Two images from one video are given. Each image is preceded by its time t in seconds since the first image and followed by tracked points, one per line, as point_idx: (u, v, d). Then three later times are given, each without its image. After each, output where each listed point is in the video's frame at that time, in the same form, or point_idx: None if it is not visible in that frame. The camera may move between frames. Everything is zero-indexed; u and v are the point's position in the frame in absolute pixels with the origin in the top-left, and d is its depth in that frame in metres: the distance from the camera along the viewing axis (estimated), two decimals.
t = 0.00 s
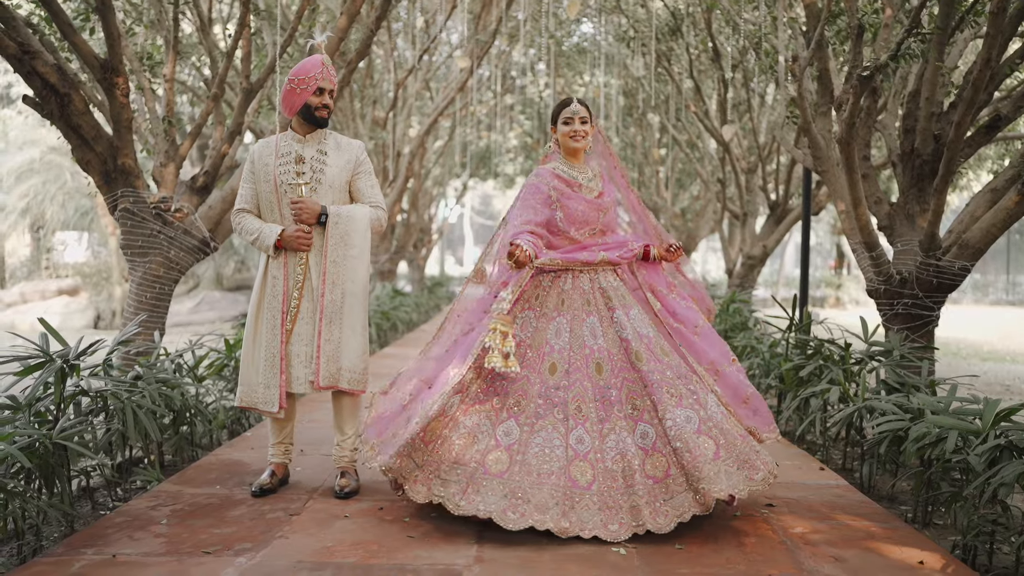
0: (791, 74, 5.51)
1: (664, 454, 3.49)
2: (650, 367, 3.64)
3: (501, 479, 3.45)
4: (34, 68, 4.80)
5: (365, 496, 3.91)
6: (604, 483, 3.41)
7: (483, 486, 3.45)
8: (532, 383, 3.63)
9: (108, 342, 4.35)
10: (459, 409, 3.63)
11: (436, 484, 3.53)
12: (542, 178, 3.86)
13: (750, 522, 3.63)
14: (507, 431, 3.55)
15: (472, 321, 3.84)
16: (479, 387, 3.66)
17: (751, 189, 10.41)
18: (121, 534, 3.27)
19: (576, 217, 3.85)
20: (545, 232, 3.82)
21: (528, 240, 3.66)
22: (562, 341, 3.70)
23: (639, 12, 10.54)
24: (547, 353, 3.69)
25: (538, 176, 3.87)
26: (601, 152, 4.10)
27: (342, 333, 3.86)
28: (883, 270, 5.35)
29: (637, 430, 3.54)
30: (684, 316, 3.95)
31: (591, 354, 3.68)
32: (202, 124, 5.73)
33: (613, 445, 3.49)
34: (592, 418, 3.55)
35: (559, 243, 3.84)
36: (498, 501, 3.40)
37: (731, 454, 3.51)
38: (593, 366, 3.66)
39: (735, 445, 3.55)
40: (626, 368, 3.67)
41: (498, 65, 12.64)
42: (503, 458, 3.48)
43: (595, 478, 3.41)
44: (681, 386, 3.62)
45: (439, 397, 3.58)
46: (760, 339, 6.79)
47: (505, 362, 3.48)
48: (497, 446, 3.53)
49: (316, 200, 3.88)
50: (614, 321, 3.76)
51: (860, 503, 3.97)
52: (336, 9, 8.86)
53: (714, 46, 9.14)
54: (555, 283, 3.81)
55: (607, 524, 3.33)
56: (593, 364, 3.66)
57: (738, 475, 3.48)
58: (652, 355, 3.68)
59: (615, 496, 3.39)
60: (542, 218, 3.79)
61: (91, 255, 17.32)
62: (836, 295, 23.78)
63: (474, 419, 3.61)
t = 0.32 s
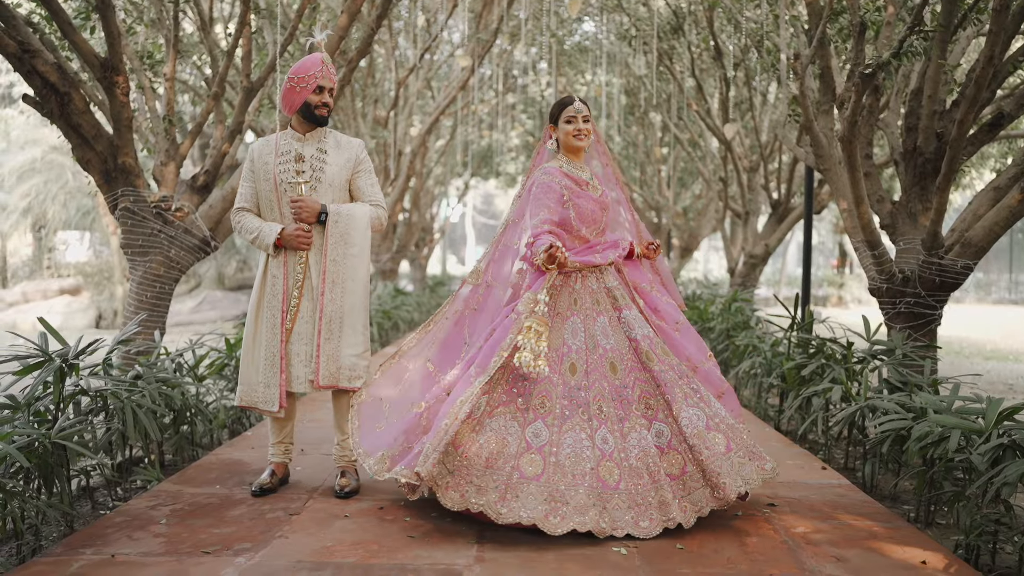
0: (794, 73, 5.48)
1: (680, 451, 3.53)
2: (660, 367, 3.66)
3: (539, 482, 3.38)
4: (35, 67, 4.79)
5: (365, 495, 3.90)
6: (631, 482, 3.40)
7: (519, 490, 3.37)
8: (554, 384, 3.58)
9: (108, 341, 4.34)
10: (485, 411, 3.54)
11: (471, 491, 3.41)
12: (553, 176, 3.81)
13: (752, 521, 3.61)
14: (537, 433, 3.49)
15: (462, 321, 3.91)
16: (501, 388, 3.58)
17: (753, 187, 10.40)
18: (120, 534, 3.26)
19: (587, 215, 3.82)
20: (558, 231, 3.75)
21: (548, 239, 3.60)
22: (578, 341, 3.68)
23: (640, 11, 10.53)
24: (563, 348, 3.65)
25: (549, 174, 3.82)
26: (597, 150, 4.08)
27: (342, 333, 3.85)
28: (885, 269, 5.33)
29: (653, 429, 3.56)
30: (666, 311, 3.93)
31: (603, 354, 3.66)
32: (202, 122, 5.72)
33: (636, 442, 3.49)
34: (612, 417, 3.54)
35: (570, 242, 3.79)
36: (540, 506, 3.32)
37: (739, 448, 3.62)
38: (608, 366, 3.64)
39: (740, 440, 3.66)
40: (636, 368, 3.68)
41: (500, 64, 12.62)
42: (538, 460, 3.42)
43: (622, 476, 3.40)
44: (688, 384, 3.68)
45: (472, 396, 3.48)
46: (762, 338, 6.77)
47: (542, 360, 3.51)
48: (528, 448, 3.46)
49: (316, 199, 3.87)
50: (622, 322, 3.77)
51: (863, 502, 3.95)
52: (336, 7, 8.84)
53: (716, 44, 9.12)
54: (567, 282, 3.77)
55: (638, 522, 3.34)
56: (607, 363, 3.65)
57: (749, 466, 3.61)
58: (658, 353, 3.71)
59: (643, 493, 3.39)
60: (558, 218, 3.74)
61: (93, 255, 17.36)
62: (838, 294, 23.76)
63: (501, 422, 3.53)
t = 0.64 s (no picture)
0: (797, 71, 5.45)
1: (690, 447, 3.59)
2: (667, 366, 3.68)
3: (579, 483, 3.35)
4: (35, 66, 4.79)
5: (366, 494, 3.89)
6: (653, 477, 3.44)
7: (560, 493, 3.32)
8: (581, 383, 3.52)
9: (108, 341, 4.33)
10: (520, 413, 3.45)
11: (517, 495, 3.33)
12: (568, 175, 3.76)
13: (754, 521, 3.60)
14: (570, 433, 3.44)
15: (463, 321, 3.84)
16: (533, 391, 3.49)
17: (755, 185, 10.37)
18: (120, 534, 3.25)
19: (596, 214, 3.81)
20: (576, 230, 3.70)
21: (576, 241, 3.56)
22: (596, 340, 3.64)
23: (642, 9, 10.50)
24: (590, 346, 3.57)
25: (562, 173, 3.76)
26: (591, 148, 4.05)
27: (342, 332, 3.84)
28: (888, 267, 5.31)
29: (662, 425, 3.60)
30: (643, 309, 3.86)
31: (615, 353, 3.64)
32: (203, 122, 5.71)
33: (654, 438, 3.54)
34: (630, 415, 3.55)
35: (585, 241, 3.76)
36: (583, 508, 3.30)
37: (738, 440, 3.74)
38: (621, 365, 3.63)
39: (737, 433, 3.76)
40: (642, 366, 3.69)
41: (502, 63, 12.60)
42: (576, 462, 3.38)
43: (646, 474, 3.43)
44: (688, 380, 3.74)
45: (516, 399, 3.39)
46: (764, 337, 6.74)
47: (578, 353, 3.51)
48: (565, 450, 3.41)
49: (316, 198, 3.86)
50: (627, 320, 3.76)
51: (866, 502, 3.93)
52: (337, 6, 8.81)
53: (718, 42, 9.09)
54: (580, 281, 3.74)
55: (664, 515, 3.40)
56: (617, 361, 3.63)
57: (751, 456, 3.77)
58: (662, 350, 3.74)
59: (666, 489, 3.44)
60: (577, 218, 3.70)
61: (95, 254, 17.40)
62: (841, 293, 23.72)
63: (535, 423, 3.46)
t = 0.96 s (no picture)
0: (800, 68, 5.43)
1: (692, 444, 3.67)
2: (668, 363, 3.72)
3: (616, 483, 3.32)
4: (37, 65, 4.78)
5: (367, 493, 3.89)
6: (668, 472, 3.48)
7: (603, 494, 3.28)
8: (606, 381, 3.47)
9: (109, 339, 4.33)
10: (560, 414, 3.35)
11: (566, 497, 3.25)
12: (583, 175, 3.68)
13: (756, 520, 3.58)
14: (603, 433, 3.39)
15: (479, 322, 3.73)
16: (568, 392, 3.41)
17: (758, 185, 10.35)
18: (121, 533, 3.25)
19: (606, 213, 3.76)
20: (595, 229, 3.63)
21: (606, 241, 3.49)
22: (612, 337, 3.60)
23: (645, 7, 10.48)
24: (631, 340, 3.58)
25: (578, 173, 3.68)
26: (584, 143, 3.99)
27: (342, 331, 3.83)
28: (891, 266, 5.29)
29: (667, 422, 3.63)
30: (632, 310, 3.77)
31: (627, 352, 3.63)
32: (204, 120, 5.69)
33: (665, 434, 3.57)
34: (643, 413, 3.55)
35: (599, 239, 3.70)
36: (623, 508, 3.28)
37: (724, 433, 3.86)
38: (630, 362, 3.63)
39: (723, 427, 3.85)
40: (645, 365, 3.71)
41: (505, 62, 12.59)
42: (612, 463, 3.34)
43: (662, 470, 3.46)
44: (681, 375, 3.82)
45: (565, 401, 3.32)
46: (766, 336, 6.72)
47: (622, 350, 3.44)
48: (600, 450, 3.36)
49: (317, 196, 3.85)
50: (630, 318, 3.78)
51: (868, 501, 3.92)
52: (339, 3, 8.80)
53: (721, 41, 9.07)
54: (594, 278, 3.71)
55: (680, 509, 3.45)
56: (627, 360, 3.61)
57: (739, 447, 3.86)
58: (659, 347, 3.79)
59: (681, 483, 3.50)
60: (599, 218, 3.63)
61: (98, 253, 17.42)
62: (844, 292, 23.70)
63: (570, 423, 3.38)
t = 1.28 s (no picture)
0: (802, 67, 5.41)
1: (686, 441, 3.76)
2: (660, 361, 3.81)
3: (647, 482, 3.33)
4: (37, 65, 4.78)
5: (368, 494, 3.88)
6: (674, 468, 3.57)
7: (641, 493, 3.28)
8: (629, 381, 3.47)
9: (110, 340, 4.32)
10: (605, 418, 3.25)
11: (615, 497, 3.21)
12: (598, 178, 3.67)
13: (758, 521, 3.57)
14: (633, 433, 3.37)
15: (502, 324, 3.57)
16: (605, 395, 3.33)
17: (760, 184, 10.33)
18: (121, 535, 3.24)
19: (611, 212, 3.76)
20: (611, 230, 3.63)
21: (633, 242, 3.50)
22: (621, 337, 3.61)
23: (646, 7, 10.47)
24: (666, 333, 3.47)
25: (593, 175, 3.66)
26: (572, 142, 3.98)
27: (342, 332, 3.82)
28: (893, 265, 5.26)
29: (669, 420, 3.70)
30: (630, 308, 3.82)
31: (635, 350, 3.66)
32: (205, 120, 5.69)
33: (667, 431, 3.64)
34: (651, 410, 3.58)
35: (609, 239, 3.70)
36: (657, 506, 3.31)
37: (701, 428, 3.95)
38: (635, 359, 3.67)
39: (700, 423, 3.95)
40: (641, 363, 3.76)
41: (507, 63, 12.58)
42: (643, 462, 3.34)
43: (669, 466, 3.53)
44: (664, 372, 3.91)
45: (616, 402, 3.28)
46: (767, 335, 6.70)
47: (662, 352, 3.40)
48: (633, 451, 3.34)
49: (317, 196, 3.84)
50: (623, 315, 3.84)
51: (870, 501, 3.90)
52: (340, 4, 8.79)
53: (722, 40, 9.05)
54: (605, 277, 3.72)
55: (688, 502, 3.53)
56: (637, 359, 3.62)
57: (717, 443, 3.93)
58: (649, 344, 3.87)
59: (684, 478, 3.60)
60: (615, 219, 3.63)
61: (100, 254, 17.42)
62: (847, 291, 23.68)
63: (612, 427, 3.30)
